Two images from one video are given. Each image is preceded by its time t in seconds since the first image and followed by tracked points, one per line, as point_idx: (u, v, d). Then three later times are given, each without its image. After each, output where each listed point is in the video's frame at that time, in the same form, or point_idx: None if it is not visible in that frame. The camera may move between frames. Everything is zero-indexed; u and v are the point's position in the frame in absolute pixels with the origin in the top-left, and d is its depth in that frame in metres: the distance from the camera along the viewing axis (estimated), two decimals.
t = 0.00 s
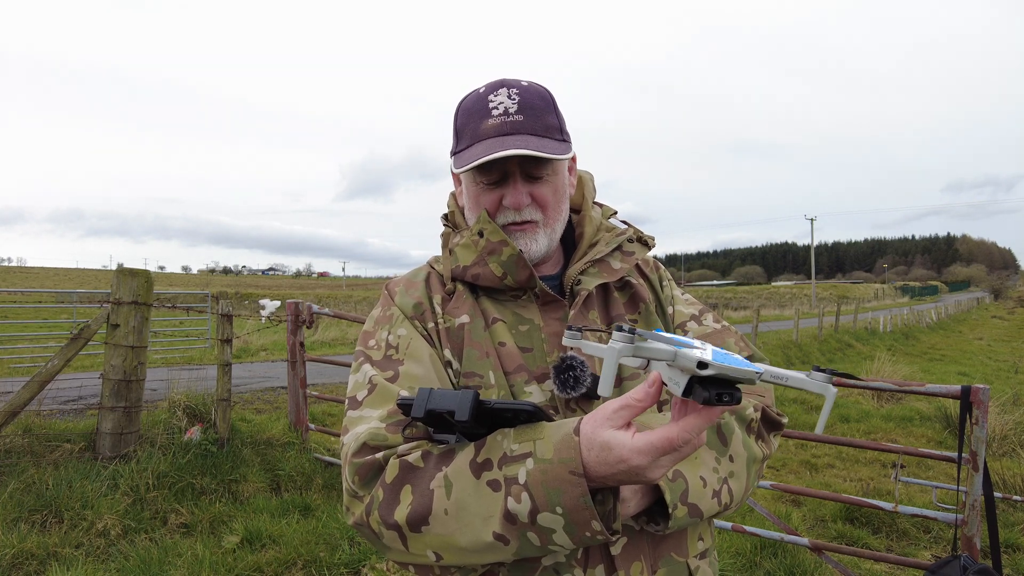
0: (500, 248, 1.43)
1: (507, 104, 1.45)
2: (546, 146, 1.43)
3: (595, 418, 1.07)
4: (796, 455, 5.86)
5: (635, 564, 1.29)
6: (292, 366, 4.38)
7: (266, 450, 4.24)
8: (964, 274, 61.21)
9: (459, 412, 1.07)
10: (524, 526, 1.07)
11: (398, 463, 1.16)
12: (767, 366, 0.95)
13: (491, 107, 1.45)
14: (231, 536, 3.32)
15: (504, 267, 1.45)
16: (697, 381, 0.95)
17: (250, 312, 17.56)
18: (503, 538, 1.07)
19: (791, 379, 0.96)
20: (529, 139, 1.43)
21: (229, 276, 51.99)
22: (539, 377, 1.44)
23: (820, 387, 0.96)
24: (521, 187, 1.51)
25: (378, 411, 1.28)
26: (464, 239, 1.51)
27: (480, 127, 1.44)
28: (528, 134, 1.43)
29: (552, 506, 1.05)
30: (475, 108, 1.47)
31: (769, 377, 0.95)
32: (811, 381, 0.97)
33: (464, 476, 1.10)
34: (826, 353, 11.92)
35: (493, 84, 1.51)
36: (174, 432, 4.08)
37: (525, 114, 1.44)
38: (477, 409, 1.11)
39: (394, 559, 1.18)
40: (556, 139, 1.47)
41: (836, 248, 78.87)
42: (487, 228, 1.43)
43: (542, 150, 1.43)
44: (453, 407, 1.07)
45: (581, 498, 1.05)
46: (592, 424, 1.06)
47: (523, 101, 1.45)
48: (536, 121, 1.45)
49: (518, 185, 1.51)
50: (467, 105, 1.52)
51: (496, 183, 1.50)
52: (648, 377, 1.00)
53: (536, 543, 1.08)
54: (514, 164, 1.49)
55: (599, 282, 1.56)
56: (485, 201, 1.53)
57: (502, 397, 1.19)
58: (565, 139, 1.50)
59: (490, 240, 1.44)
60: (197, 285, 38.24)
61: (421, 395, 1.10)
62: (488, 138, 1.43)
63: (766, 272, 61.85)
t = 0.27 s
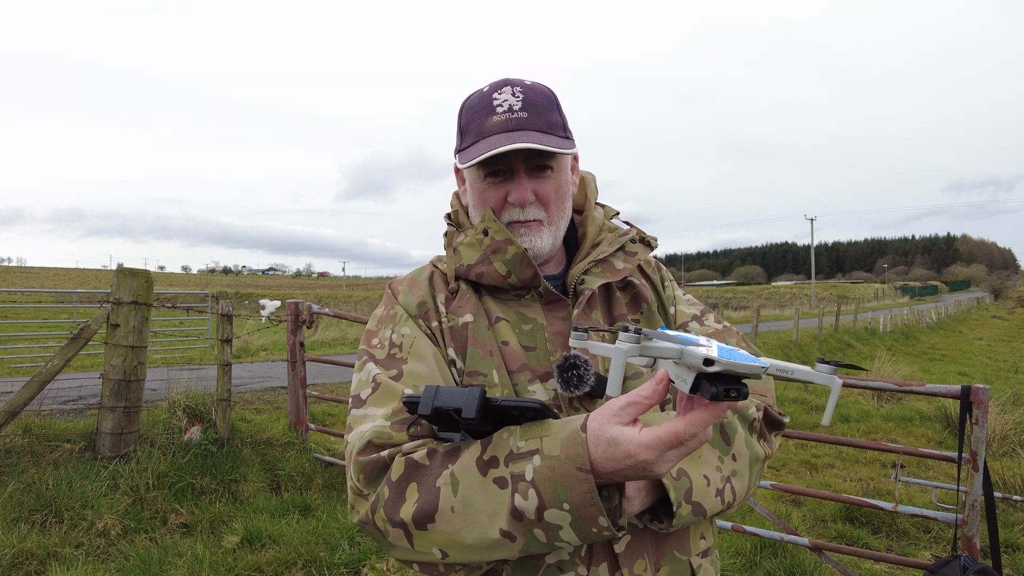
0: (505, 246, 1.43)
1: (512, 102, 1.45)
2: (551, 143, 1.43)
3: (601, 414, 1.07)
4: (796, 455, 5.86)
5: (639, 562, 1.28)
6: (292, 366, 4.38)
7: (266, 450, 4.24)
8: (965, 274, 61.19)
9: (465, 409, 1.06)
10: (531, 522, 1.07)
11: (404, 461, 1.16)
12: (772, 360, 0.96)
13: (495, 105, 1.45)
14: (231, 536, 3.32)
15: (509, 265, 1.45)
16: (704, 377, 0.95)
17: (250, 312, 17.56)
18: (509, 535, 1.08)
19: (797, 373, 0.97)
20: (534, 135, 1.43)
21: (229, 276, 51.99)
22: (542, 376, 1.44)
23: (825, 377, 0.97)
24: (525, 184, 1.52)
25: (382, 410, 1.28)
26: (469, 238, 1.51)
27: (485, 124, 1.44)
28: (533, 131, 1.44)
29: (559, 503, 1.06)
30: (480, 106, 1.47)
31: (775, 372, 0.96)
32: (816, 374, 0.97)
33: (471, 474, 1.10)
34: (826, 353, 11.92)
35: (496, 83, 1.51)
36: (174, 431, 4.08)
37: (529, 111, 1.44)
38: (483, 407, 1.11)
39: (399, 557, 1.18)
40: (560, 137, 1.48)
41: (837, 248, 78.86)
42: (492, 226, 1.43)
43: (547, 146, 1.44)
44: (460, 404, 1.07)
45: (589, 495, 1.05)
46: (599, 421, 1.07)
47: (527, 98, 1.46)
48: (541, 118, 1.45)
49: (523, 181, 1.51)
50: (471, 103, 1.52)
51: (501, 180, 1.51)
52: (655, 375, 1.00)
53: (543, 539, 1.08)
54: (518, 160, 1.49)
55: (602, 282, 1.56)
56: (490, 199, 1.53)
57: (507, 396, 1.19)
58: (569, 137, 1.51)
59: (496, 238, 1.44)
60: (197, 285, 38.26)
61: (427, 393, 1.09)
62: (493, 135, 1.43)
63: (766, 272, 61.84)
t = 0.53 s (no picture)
0: (506, 246, 1.43)
1: (512, 101, 1.45)
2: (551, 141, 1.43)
3: (597, 413, 1.07)
4: (796, 455, 5.86)
5: (638, 561, 1.28)
6: (292, 366, 4.38)
7: (266, 450, 4.24)
8: (965, 274, 61.19)
9: (464, 409, 1.06)
10: (530, 521, 1.07)
11: (404, 460, 1.16)
12: (766, 356, 0.95)
13: (495, 104, 1.45)
14: (231, 536, 3.32)
15: (510, 265, 1.45)
16: (700, 375, 0.94)
17: (250, 312, 17.56)
18: (508, 533, 1.08)
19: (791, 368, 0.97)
20: (534, 135, 1.43)
21: (229, 276, 51.98)
22: (544, 375, 1.44)
23: (819, 373, 0.97)
24: (526, 182, 1.52)
25: (384, 409, 1.28)
26: (470, 238, 1.51)
27: (486, 123, 1.44)
28: (533, 130, 1.44)
29: (557, 501, 1.06)
30: (480, 106, 1.47)
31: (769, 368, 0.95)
32: (810, 369, 0.97)
33: (471, 472, 1.10)
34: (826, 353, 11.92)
35: (497, 83, 1.51)
36: (174, 431, 4.08)
37: (529, 110, 1.44)
38: (483, 406, 1.10)
39: (400, 555, 1.18)
40: (560, 136, 1.48)
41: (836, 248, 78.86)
42: (493, 226, 1.43)
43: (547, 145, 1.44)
44: (459, 404, 1.07)
45: (586, 493, 1.05)
46: (595, 420, 1.07)
47: (527, 98, 1.46)
48: (541, 118, 1.45)
49: (523, 180, 1.51)
50: (472, 103, 1.52)
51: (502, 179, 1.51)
52: (651, 374, 1.00)
53: (542, 538, 1.08)
54: (519, 160, 1.49)
55: (603, 282, 1.56)
56: (491, 197, 1.53)
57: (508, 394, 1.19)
58: (569, 136, 1.51)
59: (497, 238, 1.44)
60: (197, 285, 38.27)
61: (427, 392, 1.09)
62: (493, 134, 1.43)
63: (766, 272, 61.84)
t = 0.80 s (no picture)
0: (506, 246, 1.43)
1: (512, 103, 1.45)
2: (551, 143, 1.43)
3: (593, 403, 1.07)
4: (796, 455, 5.87)
5: (637, 557, 1.27)
6: (292, 366, 4.38)
7: (266, 450, 4.24)
8: (964, 274, 61.21)
9: (464, 401, 1.06)
10: (528, 512, 1.07)
11: (404, 455, 1.16)
12: (757, 339, 0.94)
13: (496, 106, 1.45)
14: (231, 536, 3.32)
15: (510, 265, 1.44)
16: (693, 361, 0.94)
17: (250, 312, 17.56)
18: (508, 525, 1.07)
19: (785, 351, 0.95)
20: (534, 137, 1.43)
21: (229, 276, 51.97)
22: (543, 374, 1.44)
23: (810, 354, 0.98)
24: (526, 183, 1.52)
25: (385, 406, 1.28)
26: (471, 238, 1.51)
27: (486, 125, 1.45)
28: (533, 132, 1.43)
29: (555, 492, 1.06)
30: (481, 107, 1.48)
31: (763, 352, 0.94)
32: (803, 351, 0.97)
33: (470, 465, 1.10)
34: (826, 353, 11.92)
35: (498, 85, 1.51)
36: (174, 431, 4.08)
37: (529, 112, 1.44)
38: (482, 400, 1.11)
39: (401, 551, 1.18)
40: (560, 137, 1.48)
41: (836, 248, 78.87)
42: (493, 226, 1.44)
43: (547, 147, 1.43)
44: (459, 397, 1.07)
45: (583, 482, 1.05)
46: (592, 409, 1.07)
47: (528, 100, 1.46)
48: (541, 119, 1.45)
49: (523, 181, 1.51)
50: (473, 105, 1.52)
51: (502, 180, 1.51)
52: (646, 364, 0.98)
53: (541, 529, 1.07)
54: (519, 161, 1.49)
55: (602, 281, 1.56)
56: (491, 198, 1.53)
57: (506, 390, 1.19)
58: (569, 138, 1.51)
59: (497, 238, 1.44)
60: (197, 285, 38.25)
61: (426, 386, 1.09)
62: (494, 136, 1.43)
63: (766, 272, 61.85)
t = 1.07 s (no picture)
0: (502, 246, 1.43)
1: (507, 105, 1.45)
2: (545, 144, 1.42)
3: (587, 398, 1.08)
4: (796, 455, 5.86)
5: (633, 554, 1.27)
6: (292, 366, 4.37)
7: (266, 450, 4.24)
8: (964, 274, 61.21)
9: (459, 398, 1.06)
10: (523, 508, 1.07)
11: (402, 452, 1.16)
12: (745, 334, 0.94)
13: (491, 107, 1.45)
14: (231, 536, 3.32)
15: (507, 265, 1.44)
16: (683, 356, 0.95)
17: (250, 312, 17.56)
18: (503, 520, 1.07)
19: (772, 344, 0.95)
20: (528, 138, 1.43)
21: (229, 276, 51.97)
22: (541, 372, 1.44)
23: (798, 347, 0.97)
24: (521, 184, 1.52)
25: (383, 405, 1.28)
26: (467, 239, 1.51)
27: (481, 126, 1.45)
28: (527, 133, 1.43)
29: (549, 487, 1.06)
30: (476, 109, 1.48)
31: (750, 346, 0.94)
32: (790, 344, 0.97)
33: (466, 462, 1.10)
34: (826, 353, 11.92)
35: (494, 86, 1.51)
36: (174, 431, 4.08)
37: (524, 113, 1.43)
38: (478, 397, 1.10)
39: (400, 548, 1.18)
40: (555, 138, 1.47)
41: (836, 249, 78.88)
42: (490, 226, 1.43)
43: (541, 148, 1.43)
44: (454, 394, 1.07)
45: (577, 477, 1.05)
46: (584, 404, 1.07)
47: (523, 101, 1.45)
48: (536, 120, 1.45)
49: (518, 182, 1.51)
50: (469, 106, 1.52)
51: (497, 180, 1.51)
52: (637, 360, 0.98)
53: (536, 525, 1.07)
54: (514, 162, 1.49)
55: (599, 280, 1.56)
56: (487, 199, 1.53)
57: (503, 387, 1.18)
58: (564, 138, 1.50)
59: (493, 239, 1.44)
60: (197, 285, 38.25)
61: (422, 384, 1.09)
62: (488, 137, 1.43)
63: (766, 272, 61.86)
